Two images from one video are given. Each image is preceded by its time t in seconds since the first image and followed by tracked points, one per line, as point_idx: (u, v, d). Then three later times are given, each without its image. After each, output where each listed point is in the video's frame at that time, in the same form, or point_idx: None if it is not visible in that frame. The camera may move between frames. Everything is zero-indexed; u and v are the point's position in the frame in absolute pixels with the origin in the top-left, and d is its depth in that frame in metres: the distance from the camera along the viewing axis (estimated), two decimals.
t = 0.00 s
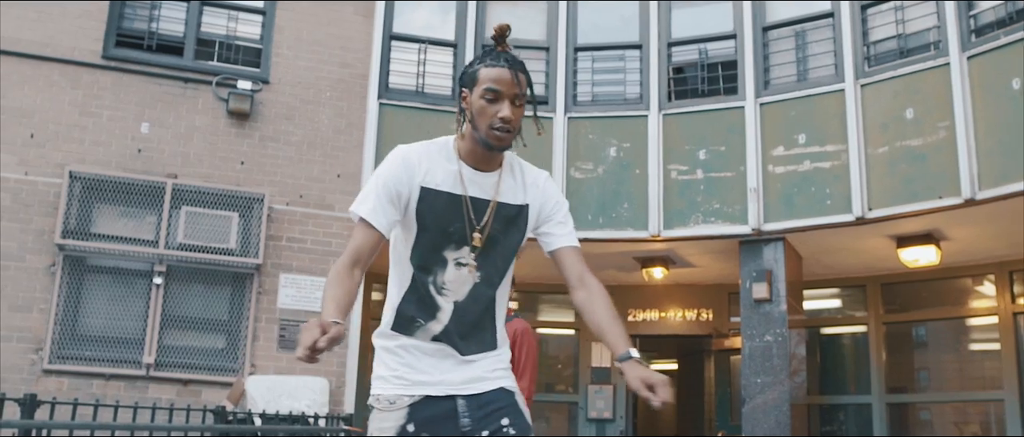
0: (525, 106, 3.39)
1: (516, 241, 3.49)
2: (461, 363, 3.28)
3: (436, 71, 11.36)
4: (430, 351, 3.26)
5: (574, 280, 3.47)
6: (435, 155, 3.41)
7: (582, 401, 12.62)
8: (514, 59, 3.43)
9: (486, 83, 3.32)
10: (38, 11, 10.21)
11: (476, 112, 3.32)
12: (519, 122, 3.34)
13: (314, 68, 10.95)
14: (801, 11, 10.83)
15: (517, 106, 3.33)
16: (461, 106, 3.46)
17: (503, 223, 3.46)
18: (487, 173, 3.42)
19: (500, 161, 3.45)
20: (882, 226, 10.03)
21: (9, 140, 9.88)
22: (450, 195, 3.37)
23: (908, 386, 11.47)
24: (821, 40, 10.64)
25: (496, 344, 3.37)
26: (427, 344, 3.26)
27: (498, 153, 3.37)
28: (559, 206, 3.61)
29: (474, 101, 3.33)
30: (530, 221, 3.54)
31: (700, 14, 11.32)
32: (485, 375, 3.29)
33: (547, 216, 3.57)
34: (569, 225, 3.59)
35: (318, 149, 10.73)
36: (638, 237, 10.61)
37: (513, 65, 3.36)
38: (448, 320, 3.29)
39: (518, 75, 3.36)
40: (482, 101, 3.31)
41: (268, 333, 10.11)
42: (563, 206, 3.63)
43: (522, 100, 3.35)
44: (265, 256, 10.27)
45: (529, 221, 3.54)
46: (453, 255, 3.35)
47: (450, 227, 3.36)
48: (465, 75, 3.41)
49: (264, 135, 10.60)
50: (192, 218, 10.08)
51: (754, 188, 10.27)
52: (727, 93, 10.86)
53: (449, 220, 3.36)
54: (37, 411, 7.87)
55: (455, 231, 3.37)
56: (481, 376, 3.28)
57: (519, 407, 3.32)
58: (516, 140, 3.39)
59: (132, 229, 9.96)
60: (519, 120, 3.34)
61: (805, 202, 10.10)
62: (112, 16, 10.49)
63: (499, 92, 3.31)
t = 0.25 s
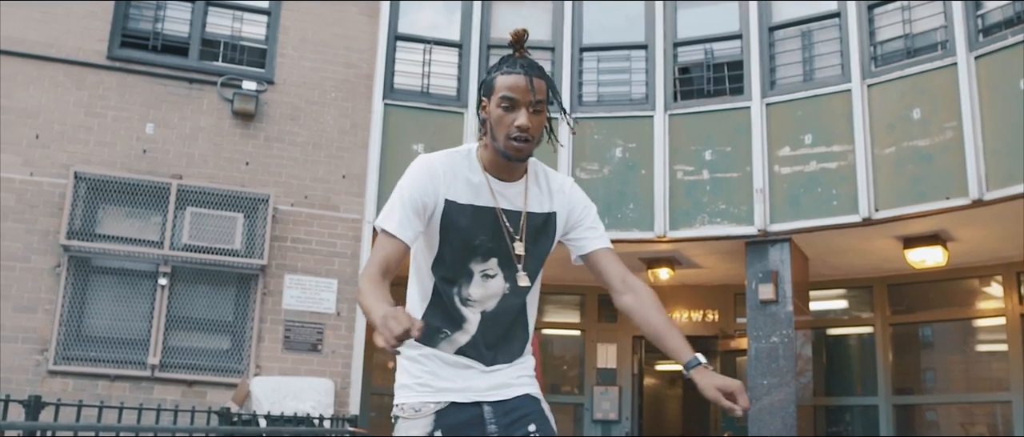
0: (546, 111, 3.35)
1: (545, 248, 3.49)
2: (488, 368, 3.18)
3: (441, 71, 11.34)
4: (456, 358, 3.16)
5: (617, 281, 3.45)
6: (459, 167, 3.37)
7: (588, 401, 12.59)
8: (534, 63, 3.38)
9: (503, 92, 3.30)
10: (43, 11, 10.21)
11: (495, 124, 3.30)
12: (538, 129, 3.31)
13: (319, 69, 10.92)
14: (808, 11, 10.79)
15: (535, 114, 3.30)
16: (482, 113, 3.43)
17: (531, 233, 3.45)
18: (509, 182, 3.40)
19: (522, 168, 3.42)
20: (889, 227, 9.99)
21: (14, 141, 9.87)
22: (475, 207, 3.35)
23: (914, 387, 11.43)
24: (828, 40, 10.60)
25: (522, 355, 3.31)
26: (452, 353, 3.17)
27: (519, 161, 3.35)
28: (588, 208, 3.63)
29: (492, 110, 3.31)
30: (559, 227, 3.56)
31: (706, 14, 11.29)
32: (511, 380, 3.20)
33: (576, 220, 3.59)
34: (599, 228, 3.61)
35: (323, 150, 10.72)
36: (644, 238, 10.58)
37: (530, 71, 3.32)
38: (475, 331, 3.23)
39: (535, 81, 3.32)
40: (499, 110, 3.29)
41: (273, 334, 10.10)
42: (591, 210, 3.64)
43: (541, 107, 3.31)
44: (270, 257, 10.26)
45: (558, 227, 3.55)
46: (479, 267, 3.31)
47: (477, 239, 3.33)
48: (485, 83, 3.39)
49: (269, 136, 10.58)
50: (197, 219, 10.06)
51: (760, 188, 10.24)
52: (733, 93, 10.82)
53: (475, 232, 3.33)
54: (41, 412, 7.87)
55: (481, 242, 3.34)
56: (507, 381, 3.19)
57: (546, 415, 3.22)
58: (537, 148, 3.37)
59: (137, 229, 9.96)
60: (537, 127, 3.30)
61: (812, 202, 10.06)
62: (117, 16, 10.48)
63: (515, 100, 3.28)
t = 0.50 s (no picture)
0: (556, 101, 3.28)
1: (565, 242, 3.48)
2: (505, 365, 3.18)
3: (446, 72, 11.33)
4: (472, 354, 3.15)
5: (641, 270, 3.50)
6: (474, 163, 3.34)
7: (593, 402, 12.57)
8: (542, 53, 3.31)
9: (510, 84, 3.24)
10: (49, 12, 10.21)
11: (504, 116, 3.25)
12: (547, 120, 3.25)
13: (324, 69, 10.92)
14: (814, 11, 10.76)
15: (543, 105, 3.23)
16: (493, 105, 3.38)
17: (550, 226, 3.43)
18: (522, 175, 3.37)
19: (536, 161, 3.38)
20: (896, 227, 9.95)
21: (20, 141, 9.88)
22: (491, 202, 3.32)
23: (921, 387, 11.39)
24: (835, 40, 10.56)
25: (536, 350, 3.30)
26: (470, 349, 3.17)
27: (531, 153, 3.30)
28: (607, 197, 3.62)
29: (500, 103, 3.26)
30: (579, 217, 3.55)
31: (712, 14, 11.26)
32: (527, 379, 3.20)
33: (594, 211, 3.58)
34: (621, 220, 3.62)
35: (328, 150, 10.71)
36: (649, 239, 10.56)
37: (536, 62, 3.25)
38: (493, 327, 3.21)
39: (542, 71, 3.25)
40: (507, 103, 3.24)
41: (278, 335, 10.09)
42: (611, 200, 3.64)
43: (550, 97, 3.24)
44: (276, 257, 10.26)
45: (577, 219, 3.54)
46: (497, 264, 3.29)
47: (493, 237, 3.30)
48: (495, 76, 3.34)
49: (274, 137, 10.58)
50: (202, 219, 10.06)
51: (766, 189, 10.21)
52: (740, 93, 10.79)
53: (493, 229, 3.31)
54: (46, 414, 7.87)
55: (497, 241, 3.31)
56: (523, 379, 3.19)
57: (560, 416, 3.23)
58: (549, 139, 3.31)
59: (143, 230, 9.96)
60: (547, 118, 3.24)
61: (818, 202, 10.03)
62: (122, 17, 10.48)
63: (522, 92, 3.21)
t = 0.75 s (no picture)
0: (559, 89, 3.27)
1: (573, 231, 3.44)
2: (517, 360, 3.18)
3: (451, 73, 11.33)
4: (485, 347, 3.16)
5: (650, 251, 3.41)
6: (482, 154, 3.33)
7: (599, 403, 12.54)
8: (545, 41, 3.31)
9: (512, 72, 3.24)
10: (55, 14, 10.22)
11: (507, 104, 3.26)
12: (550, 108, 3.24)
13: (329, 70, 10.91)
14: (820, 11, 10.73)
15: (545, 93, 3.23)
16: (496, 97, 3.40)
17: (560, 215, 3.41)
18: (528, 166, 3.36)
19: (542, 150, 3.37)
20: (903, 228, 9.92)
21: (25, 143, 9.88)
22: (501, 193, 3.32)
23: (927, 388, 11.35)
24: (841, 40, 10.54)
25: (549, 347, 3.29)
26: (482, 341, 3.17)
27: (535, 142, 3.30)
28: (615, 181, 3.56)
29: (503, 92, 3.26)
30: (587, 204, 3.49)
31: (718, 15, 11.23)
32: (540, 376, 3.19)
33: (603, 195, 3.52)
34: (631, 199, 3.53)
35: (334, 151, 10.70)
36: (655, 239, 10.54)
37: (538, 49, 3.25)
38: (506, 321, 3.21)
39: (544, 59, 3.24)
40: (509, 92, 3.24)
41: (284, 336, 10.09)
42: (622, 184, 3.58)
43: (552, 85, 3.23)
44: (281, 258, 10.26)
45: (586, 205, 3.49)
46: (509, 256, 3.29)
47: (504, 228, 3.29)
48: (496, 65, 3.34)
49: (280, 138, 10.58)
50: (208, 220, 10.06)
51: (772, 189, 10.18)
52: (746, 93, 10.77)
53: (503, 220, 3.30)
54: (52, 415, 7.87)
55: (508, 232, 3.30)
56: (536, 377, 3.18)
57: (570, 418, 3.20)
58: (554, 127, 3.30)
59: (149, 230, 9.96)
60: (549, 107, 3.24)
61: (824, 203, 10.00)
62: (128, 18, 10.49)
63: (524, 79, 3.22)
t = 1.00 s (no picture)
0: (553, 98, 3.22)
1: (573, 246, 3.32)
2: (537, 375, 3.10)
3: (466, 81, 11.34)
4: (502, 363, 3.11)
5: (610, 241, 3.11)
6: (472, 169, 3.31)
7: (616, 412, 12.48)
8: (538, 51, 3.29)
9: (503, 81, 3.21)
10: (72, 25, 10.28)
11: (499, 114, 3.21)
12: (542, 115, 3.18)
13: (345, 79, 10.92)
14: (836, 17, 10.69)
15: (536, 100, 3.18)
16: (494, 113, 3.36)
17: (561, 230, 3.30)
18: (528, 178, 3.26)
19: (539, 162, 3.29)
20: (922, 236, 9.84)
21: (43, 153, 9.92)
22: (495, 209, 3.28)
23: (947, 397, 11.25)
24: (858, 47, 10.49)
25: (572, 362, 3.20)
26: (498, 358, 3.12)
27: (530, 151, 3.23)
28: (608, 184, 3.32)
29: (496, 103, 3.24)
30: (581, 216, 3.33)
31: (733, 22, 11.19)
32: (562, 390, 3.10)
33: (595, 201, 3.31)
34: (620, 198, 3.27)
35: (349, 161, 10.71)
36: (672, 248, 10.50)
37: (529, 58, 3.22)
38: (516, 339, 3.14)
39: (535, 67, 3.21)
40: (501, 102, 3.21)
41: (300, 345, 10.09)
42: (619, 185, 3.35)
43: (544, 93, 3.19)
44: (297, 268, 10.26)
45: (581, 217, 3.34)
46: (511, 276, 3.22)
47: (500, 247, 3.23)
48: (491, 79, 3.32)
49: (295, 147, 10.59)
50: (224, 230, 10.09)
51: (789, 197, 10.13)
52: (762, 101, 10.72)
53: (501, 238, 3.24)
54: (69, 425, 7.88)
55: (506, 251, 3.23)
56: (557, 390, 3.09)
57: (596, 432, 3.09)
58: (549, 137, 3.23)
59: (166, 240, 9.99)
60: (541, 114, 3.18)
61: (842, 210, 9.94)
62: (144, 29, 10.54)
63: (514, 87, 3.18)
